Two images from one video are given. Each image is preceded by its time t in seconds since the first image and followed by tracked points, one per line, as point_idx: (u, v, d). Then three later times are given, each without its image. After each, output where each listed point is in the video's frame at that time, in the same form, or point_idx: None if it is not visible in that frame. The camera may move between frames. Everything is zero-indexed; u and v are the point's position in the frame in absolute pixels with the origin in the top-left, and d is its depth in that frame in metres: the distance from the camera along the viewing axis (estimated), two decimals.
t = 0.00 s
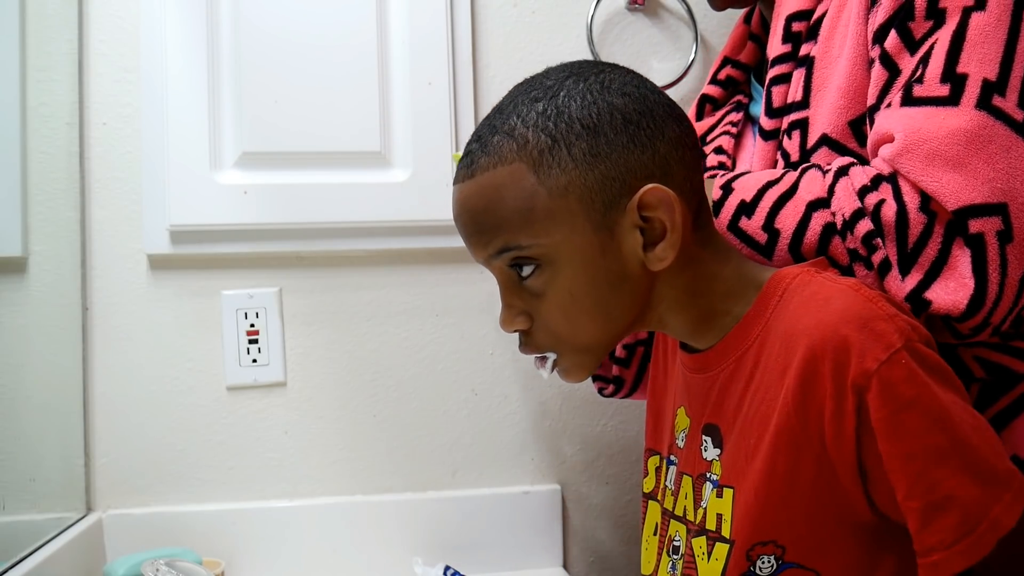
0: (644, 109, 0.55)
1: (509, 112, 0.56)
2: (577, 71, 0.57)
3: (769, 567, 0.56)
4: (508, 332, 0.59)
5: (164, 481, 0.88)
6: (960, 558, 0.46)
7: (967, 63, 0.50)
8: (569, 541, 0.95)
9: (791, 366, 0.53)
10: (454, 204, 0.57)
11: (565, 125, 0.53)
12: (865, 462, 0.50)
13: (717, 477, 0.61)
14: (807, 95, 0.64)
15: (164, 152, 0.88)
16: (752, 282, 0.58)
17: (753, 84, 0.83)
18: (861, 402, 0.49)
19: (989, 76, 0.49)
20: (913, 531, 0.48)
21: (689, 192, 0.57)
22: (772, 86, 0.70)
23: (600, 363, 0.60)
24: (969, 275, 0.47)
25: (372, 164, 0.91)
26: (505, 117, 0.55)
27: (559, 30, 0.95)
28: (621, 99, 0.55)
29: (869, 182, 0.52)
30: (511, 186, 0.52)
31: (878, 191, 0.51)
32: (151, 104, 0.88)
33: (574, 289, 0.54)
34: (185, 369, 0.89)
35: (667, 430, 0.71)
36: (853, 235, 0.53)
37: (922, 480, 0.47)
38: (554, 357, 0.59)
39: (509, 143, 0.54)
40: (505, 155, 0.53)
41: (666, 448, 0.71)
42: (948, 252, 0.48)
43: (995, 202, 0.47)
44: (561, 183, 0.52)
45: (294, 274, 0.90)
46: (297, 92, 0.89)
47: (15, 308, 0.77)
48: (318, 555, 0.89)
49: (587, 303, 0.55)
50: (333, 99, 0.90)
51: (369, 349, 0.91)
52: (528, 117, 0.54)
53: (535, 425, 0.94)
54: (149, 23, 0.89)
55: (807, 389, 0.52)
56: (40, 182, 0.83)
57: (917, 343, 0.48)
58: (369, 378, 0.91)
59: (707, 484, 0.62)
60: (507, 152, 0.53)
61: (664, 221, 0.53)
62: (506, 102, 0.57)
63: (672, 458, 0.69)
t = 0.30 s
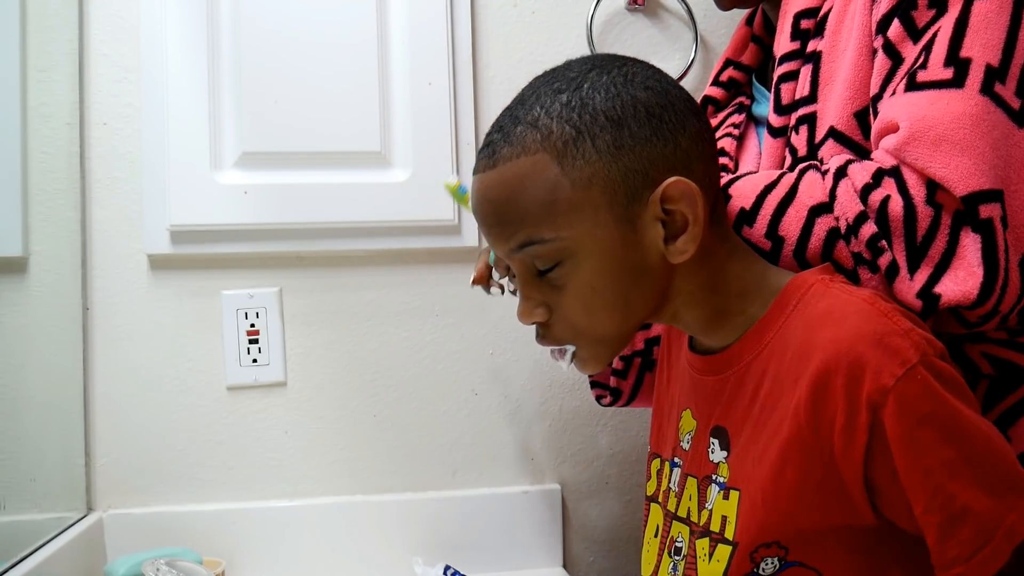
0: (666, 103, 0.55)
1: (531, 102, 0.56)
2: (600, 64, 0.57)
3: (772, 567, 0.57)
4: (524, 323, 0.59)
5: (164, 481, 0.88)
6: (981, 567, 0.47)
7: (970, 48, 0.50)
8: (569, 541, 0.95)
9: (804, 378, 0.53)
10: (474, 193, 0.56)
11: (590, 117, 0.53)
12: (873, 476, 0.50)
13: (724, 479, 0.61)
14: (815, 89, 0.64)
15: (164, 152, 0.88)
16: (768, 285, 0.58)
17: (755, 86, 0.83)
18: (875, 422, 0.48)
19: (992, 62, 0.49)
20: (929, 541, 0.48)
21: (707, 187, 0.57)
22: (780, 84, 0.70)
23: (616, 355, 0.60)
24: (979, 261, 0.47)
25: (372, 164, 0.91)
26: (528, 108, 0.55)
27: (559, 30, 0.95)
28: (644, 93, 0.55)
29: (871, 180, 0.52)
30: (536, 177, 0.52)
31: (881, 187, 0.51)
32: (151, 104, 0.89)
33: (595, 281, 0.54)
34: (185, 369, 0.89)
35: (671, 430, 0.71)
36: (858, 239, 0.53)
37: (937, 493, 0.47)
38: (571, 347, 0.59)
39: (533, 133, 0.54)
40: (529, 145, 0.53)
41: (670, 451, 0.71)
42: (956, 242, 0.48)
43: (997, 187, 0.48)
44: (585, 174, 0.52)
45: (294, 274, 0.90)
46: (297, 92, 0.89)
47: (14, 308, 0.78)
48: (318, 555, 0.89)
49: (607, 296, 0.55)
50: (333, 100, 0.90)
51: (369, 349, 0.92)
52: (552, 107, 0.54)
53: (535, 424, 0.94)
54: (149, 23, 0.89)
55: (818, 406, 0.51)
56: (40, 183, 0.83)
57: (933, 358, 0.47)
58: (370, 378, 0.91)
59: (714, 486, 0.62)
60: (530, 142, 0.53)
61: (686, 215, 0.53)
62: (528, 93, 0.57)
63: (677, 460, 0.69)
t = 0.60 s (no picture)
0: (666, 98, 0.55)
1: (533, 98, 0.56)
2: (601, 60, 0.57)
3: (769, 566, 0.57)
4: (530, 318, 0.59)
5: (164, 481, 0.88)
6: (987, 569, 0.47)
7: (963, 45, 0.50)
8: (568, 541, 0.95)
9: (803, 380, 0.52)
10: (478, 188, 0.56)
11: (591, 110, 0.53)
12: (871, 480, 0.50)
13: (720, 480, 0.60)
14: (813, 87, 0.64)
15: (164, 152, 0.88)
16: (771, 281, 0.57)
17: (754, 88, 0.83)
18: (875, 426, 0.48)
19: (985, 58, 0.49)
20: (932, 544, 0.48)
21: (708, 179, 0.57)
22: (779, 84, 0.69)
23: (622, 346, 0.60)
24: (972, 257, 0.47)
25: (372, 164, 0.91)
26: (530, 103, 0.56)
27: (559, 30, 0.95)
28: (644, 87, 0.55)
29: (866, 177, 0.52)
30: (539, 169, 0.52)
31: (877, 184, 0.51)
32: (151, 104, 0.88)
33: (599, 271, 0.54)
34: (185, 369, 0.89)
35: (671, 432, 0.70)
36: (854, 236, 0.52)
37: (939, 494, 0.47)
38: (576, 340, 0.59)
39: (535, 127, 0.54)
40: (531, 139, 0.53)
41: (670, 452, 0.70)
42: (951, 237, 0.48)
43: (990, 182, 0.48)
44: (587, 165, 0.52)
45: (295, 274, 0.90)
46: (297, 92, 0.89)
47: (14, 309, 0.78)
48: (318, 555, 0.89)
49: (612, 287, 0.54)
50: (333, 99, 0.90)
51: (369, 349, 0.91)
52: (554, 102, 0.54)
53: (535, 424, 0.94)
54: (149, 22, 0.89)
55: (818, 410, 0.51)
56: (40, 183, 0.83)
57: (932, 361, 0.48)
58: (369, 378, 0.91)
59: (710, 487, 0.62)
60: (533, 135, 0.53)
61: (688, 204, 0.53)
62: (530, 90, 0.57)
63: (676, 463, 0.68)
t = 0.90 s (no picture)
0: (673, 103, 0.56)
1: (541, 102, 0.56)
2: (609, 65, 0.57)
3: (771, 567, 0.57)
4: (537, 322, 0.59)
5: (164, 481, 0.88)
6: None
7: (958, 46, 0.50)
8: (568, 541, 0.95)
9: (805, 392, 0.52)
10: (487, 193, 0.56)
11: (599, 115, 0.53)
12: (871, 490, 0.50)
13: (727, 483, 0.60)
14: (810, 88, 0.64)
15: (164, 152, 0.88)
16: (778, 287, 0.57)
17: (753, 90, 0.83)
18: (872, 441, 0.48)
19: (979, 59, 0.49)
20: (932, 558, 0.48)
21: (715, 183, 0.57)
22: (776, 85, 0.70)
23: (629, 349, 0.60)
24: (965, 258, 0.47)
25: (372, 164, 0.91)
26: (538, 108, 0.56)
27: (559, 30, 0.95)
28: (652, 92, 0.55)
29: (860, 177, 0.52)
30: (548, 175, 0.52)
31: (871, 184, 0.51)
32: (151, 104, 0.89)
33: (607, 276, 0.54)
34: (185, 369, 0.89)
35: (676, 435, 0.70)
36: (850, 236, 0.53)
37: (938, 507, 0.47)
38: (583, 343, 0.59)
39: (544, 132, 0.54)
40: (540, 143, 0.53)
41: (673, 455, 0.70)
42: (945, 237, 0.48)
43: (983, 182, 0.48)
44: (595, 171, 0.52)
45: (295, 274, 0.91)
46: (297, 92, 0.89)
47: (14, 309, 0.78)
48: (318, 555, 0.89)
49: (618, 293, 0.55)
50: (333, 99, 0.90)
51: (369, 349, 0.92)
52: (562, 107, 0.54)
53: (535, 424, 0.94)
54: (150, 23, 0.89)
55: (818, 423, 0.51)
56: (40, 183, 0.84)
57: (933, 376, 0.48)
58: (369, 378, 0.91)
59: (713, 489, 0.62)
60: (542, 141, 0.53)
61: (694, 210, 0.53)
62: (538, 94, 0.57)
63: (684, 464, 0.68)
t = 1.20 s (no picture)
0: (674, 102, 0.55)
1: (543, 102, 0.56)
2: (610, 64, 0.57)
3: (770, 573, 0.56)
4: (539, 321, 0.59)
5: (164, 481, 0.88)
6: None
7: (964, 46, 0.50)
8: (568, 541, 0.95)
9: (804, 395, 0.53)
10: (488, 190, 0.57)
11: (600, 115, 0.53)
12: (867, 496, 0.51)
13: (726, 486, 0.60)
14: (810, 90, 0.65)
15: (164, 152, 0.88)
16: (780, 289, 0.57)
17: (750, 90, 0.83)
18: (867, 447, 0.48)
19: (986, 58, 0.50)
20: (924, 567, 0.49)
21: (717, 183, 0.57)
22: (775, 84, 0.70)
23: (630, 347, 0.59)
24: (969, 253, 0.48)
25: (372, 164, 0.91)
26: (540, 106, 0.56)
27: (559, 30, 0.95)
28: (653, 92, 0.55)
29: (866, 176, 0.52)
30: (549, 173, 0.53)
31: (876, 182, 0.51)
32: (151, 104, 0.89)
33: (608, 276, 0.54)
34: (185, 369, 0.89)
35: (677, 437, 0.70)
36: (855, 235, 0.53)
37: (931, 515, 0.47)
38: (584, 342, 0.59)
39: (545, 131, 0.54)
40: (542, 142, 0.53)
41: (675, 456, 0.70)
42: (951, 236, 0.48)
43: (990, 181, 0.48)
44: (596, 171, 0.52)
45: (295, 274, 0.90)
46: (296, 92, 0.89)
47: (14, 309, 0.78)
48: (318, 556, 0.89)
49: (618, 292, 0.54)
50: (332, 99, 0.90)
51: (369, 349, 0.91)
52: (563, 106, 0.54)
53: (535, 424, 0.94)
54: (150, 22, 0.89)
55: (815, 427, 0.52)
56: (40, 183, 0.84)
57: (930, 384, 0.48)
58: (370, 378, 0.91)
59: (712, 491, 0.62)
60: (543, 140, 0.53)
61: (695, 209, 0.53)
62: (540, 93, 0.57)
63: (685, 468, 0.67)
